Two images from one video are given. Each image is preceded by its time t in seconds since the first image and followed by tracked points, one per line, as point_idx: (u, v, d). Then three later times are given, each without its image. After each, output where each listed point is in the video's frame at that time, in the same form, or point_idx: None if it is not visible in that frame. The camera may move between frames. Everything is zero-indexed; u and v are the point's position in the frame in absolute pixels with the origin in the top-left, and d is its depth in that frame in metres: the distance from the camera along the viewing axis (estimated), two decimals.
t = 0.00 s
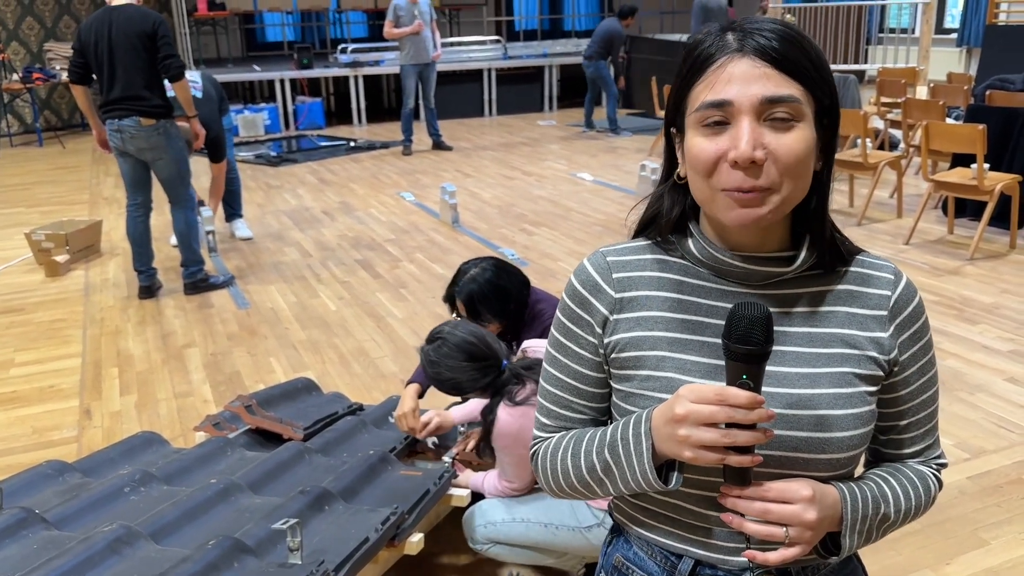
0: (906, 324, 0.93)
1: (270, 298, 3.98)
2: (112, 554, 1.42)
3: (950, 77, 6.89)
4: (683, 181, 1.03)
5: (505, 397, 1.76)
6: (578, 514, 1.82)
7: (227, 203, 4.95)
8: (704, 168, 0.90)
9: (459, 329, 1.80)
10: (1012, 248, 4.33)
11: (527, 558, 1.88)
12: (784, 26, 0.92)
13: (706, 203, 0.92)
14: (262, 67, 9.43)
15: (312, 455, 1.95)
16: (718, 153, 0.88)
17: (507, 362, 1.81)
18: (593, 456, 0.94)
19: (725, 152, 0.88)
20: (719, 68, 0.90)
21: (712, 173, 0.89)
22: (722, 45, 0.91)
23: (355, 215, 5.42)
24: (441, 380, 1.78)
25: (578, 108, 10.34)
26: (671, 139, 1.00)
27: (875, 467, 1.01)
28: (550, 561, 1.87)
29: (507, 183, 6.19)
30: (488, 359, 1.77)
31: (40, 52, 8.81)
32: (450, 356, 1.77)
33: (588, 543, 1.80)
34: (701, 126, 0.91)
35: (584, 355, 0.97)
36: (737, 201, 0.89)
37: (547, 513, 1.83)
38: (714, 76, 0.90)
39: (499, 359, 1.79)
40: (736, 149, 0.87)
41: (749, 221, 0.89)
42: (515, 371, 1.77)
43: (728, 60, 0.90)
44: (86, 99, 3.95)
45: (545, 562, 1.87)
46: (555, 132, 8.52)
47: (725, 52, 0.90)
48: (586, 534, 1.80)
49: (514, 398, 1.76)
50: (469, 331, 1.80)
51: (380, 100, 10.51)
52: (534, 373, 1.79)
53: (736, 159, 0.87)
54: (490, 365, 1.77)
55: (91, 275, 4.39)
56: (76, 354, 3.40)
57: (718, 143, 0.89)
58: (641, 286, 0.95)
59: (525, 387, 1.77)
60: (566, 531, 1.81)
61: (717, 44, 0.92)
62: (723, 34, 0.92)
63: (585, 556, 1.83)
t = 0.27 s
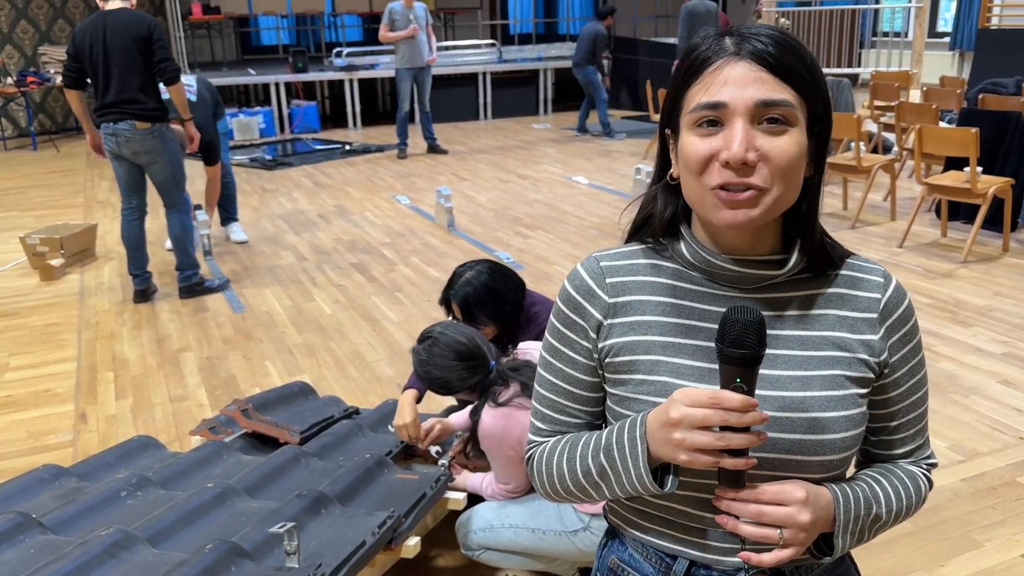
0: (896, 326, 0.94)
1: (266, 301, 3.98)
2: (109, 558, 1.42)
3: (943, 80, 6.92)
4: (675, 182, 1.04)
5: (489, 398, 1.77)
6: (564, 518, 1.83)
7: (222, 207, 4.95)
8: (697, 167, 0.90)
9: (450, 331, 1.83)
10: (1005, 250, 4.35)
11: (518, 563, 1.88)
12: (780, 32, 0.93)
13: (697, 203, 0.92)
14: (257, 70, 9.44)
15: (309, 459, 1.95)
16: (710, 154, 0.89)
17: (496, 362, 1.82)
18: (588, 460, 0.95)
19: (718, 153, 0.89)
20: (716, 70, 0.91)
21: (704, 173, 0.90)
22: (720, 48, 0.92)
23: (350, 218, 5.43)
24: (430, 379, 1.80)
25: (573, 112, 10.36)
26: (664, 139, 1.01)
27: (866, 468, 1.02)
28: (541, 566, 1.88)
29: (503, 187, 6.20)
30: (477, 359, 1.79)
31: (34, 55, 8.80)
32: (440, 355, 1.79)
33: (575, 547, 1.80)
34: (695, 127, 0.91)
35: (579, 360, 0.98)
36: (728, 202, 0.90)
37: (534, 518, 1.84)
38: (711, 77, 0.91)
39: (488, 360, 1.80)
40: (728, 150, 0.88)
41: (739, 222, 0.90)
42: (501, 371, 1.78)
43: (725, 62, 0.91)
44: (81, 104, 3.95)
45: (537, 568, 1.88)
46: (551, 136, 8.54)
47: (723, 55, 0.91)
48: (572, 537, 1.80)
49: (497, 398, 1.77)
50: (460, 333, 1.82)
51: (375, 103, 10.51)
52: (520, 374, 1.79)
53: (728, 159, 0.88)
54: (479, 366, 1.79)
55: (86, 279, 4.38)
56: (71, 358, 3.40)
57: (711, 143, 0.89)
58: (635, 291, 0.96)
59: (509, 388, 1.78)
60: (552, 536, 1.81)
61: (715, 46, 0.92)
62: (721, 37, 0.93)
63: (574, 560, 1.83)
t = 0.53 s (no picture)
0: (880, 326, 0.95)
1: (259, 305, 3.97)
2: (103, 563, 1.42)
3: (936, 84, 6.94)
4: (660, 186, 1.04)
5: (479, 402, 1.78)
6: (550, 523, 1.82)
7: (216, 212, 4.94)
8: (685, 167, 0.91)
9: (442, 336, 1.84)
10: (998, 253, 4.36)
11: (508, 568, 1.88)
12: (769, 38, 0.94)
13: (685, 204, 0.93)
14: (251, 74, 9.43)
15: (303, 463, 1.95)
16: (700, 152, 0.89)
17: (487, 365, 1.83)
18: (579, 466, 0.95)
19: (707, 151, 0.89)
20: (706, 71, 0.92)
21: (692, 171, 0.90)
22: (710, 50, 0.93)
23: (344, 222, 5.42)
24: (422, 383, 1.81)
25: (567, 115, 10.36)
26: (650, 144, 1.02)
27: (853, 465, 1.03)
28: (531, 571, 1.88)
29: (496, 191, 6.20)
30: (467, 362, 1.80)
31: (27, 59, 8.77)
32: (432, 360, 1.81)
33: (560, 552, 1.79)
34: (684, 126, 0.92)
35: (567, 366, 0.98)
36: (716, 201, 0.90)
37: (521, 523, 1.84)
38: (701, 78, 0.92)
39: (478, 363, 1.81)
40: (718, 149, 0.88)
41: (728, 221, 0.90)
42: (492, 375, 1.78)
43: (715, 64, 0.92)
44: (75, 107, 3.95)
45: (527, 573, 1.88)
46: (545, 139, 8.54)
47: (713, 56, 0.92)
48: (557, 543, 1.79)
49: (486, 402, 1.77)
50: (452, 338, 1.84)
51: (369, 107, 10.50)
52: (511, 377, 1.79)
53: (717, 158, 0.88)
54: (471, 369, 1.80)
55: (78, 283, 4.37)
56: (64, 362, 3.38)
57: (700, 142, 0.90)
58: (622, 297, 0.96)
59: (499, 391, 1.78)
60: (538, 541, 1.81)
61: (704, 49, 0.94)
62: (711, 41, 0.94)
63: (564, 566, 1.82)
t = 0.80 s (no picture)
0: (868, 322, 0.96)
1: (251, 310, 3.96)
2: (94, 570, 1.41)
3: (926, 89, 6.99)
4: (642, 194, 1.04)
5: (473, 416, 1.78)
6: (548, 530, 1.82)
7: (207, 216, 4.93)
8: (669, 178, 0.91)
9: (431, 348, 1.82)
10: (988, 256, 4.38)
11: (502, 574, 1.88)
12: (745, 42, 0.94)
13: (670, 213, 0.93)
14: (243, 78, 9.43)
15: (295, 468, 1.94)
16: (683, 163, 0.90)
17: (479, 377, 1.82)
18: (577, 478, 0.95)
19: (690, 162, 0.89)
20: (684, 81, 0.92)
21: (676, 182, 0.91)
22: (687, 59, 0.93)
23: (336, 226, 5.41)
24: (413, 399, 1.79)
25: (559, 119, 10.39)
26: (630, 151, 1.02)
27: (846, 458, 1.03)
28: None
29: (489, 195, 6.20)
30: (459, 375, 1.79)
31: (18, 63, 8.76)
32: (425, 374, 1.79)
33: (556, 558, 1.79)
34: (664, 137, 0.92)
35: (560, 379, 0.98)
36: (701, 211, 0.90)
37: (517, 529, 1.84)
38: (679, 88, 0.92)
39: (471, 375, 1.80)
40: (702, 159, 0.88)
41: (714, 230, 0.90)
42: (486, 387, 1.79)
43: (693, 74, 0.92)
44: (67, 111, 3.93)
45: None
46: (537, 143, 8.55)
47: (690, 66, 0.92)
48: (554, 549, 1.79)
49: (481, 416, 1.77)
50: (441, 349, 1.82)
51: (361, 111, 10.51)
52: (504, 390, 1.79)
53: (701, 169, 0.88)
54: (464, 382, 1.79)
55: (69, 288, 4.35)
56: (55, 368, 3.37)
57: (683, 153, 0.90)
58: (611, 309, 0.96)
59: (493, 404, 1.78)
60: (535, 547, 1.81)
61: (681, 57, 0.93)
62: (686, 48, 0.94)
63: (559, 571, 1.83)
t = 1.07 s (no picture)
0: (895, 324, 0.95)
1: (242, 315, 3.95)
2: None
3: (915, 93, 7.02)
4: (653, 202, 1.04)
5: (468, 426, 1.78)
6: (541, 534, 1.81)
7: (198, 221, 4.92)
8: (680, 184, 0.91)
9: (422, 358, 1.80)
10: (978, 260, 4.40)
11: None
12: (729, 37, 0.94)
13: (686, 217, 0.93)
14: (234, 82, 9.43)
15: (287, 473, 1.94)
16: (692, 167, 0.90)
17: (473, 386, 1.81)
18: (595, 478, 0.95)
19: (699, 165, 0.89)
20: (678, 88, 0.92)
21: (688, 188, 0.91)
22: (675, 66, 0.93)
23: (328, 230, 5.40)
24: (408, 411, 1.77)
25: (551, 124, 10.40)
26: (634, 161, 1.02)
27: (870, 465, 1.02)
28: None
29: (481, 199, 6.20)
30: (453, 385, 1.76)
31: (8, 67, 8.74)
32: (418, 386, 1.76)
33: (550, 563, 1.79)
34: (669, 145, 0.92)
35: (580, 379, 0.99)
36: (718, 211, 0.90)
37: (513, 533, 1.84)
38: (674, 97, 0.92)
39: (464, 383, 1.78)
40: (711, 162, 0.88)
41: (733, 229, 0.90)
42: (480, 397, 1.78)
43: (685, 79, 0.92)
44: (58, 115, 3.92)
45: None
46: (529, 147, 8.56)
47: (681, 72, 0.92)
48: (549, 554, 1.79)
49: (476, 426, 1.78)
50: (433, 359, 1.80)
51: (353, 115, 10.51)
52: (500, 398, 1.79)
53: (711, 171, 0.88)
54: (457, 391, 1.76)
55: (60, 292, 4.33)
56: (45, 373, 3.35)
57: (691, 157, 0.90)
58: (630, 309, 0.96)
59: (489, 414, 1.78)
60: (530, 552, 1.81)
61: (670, 65, 0.93)
62: (672, 54, 0.94)
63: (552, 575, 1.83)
